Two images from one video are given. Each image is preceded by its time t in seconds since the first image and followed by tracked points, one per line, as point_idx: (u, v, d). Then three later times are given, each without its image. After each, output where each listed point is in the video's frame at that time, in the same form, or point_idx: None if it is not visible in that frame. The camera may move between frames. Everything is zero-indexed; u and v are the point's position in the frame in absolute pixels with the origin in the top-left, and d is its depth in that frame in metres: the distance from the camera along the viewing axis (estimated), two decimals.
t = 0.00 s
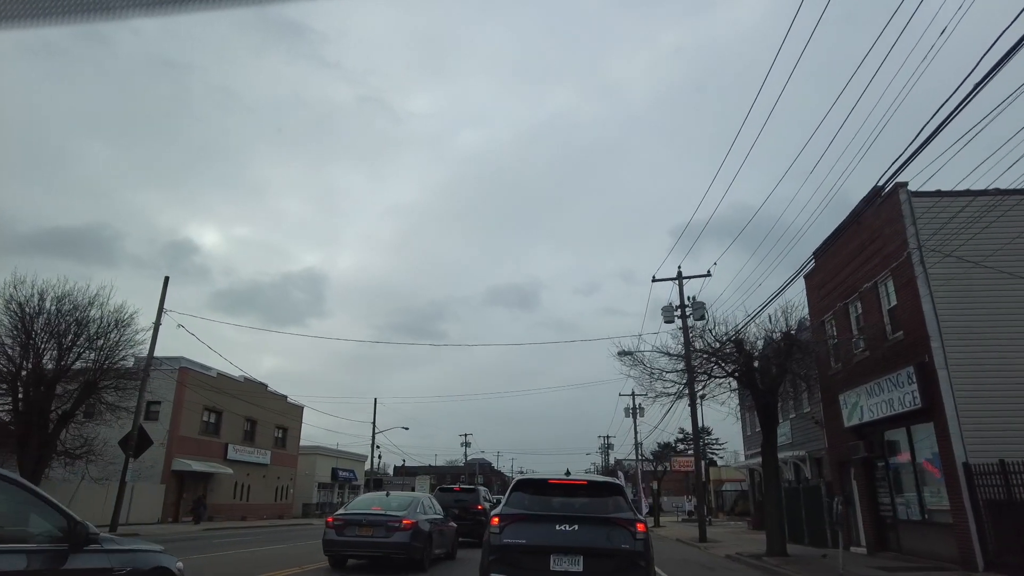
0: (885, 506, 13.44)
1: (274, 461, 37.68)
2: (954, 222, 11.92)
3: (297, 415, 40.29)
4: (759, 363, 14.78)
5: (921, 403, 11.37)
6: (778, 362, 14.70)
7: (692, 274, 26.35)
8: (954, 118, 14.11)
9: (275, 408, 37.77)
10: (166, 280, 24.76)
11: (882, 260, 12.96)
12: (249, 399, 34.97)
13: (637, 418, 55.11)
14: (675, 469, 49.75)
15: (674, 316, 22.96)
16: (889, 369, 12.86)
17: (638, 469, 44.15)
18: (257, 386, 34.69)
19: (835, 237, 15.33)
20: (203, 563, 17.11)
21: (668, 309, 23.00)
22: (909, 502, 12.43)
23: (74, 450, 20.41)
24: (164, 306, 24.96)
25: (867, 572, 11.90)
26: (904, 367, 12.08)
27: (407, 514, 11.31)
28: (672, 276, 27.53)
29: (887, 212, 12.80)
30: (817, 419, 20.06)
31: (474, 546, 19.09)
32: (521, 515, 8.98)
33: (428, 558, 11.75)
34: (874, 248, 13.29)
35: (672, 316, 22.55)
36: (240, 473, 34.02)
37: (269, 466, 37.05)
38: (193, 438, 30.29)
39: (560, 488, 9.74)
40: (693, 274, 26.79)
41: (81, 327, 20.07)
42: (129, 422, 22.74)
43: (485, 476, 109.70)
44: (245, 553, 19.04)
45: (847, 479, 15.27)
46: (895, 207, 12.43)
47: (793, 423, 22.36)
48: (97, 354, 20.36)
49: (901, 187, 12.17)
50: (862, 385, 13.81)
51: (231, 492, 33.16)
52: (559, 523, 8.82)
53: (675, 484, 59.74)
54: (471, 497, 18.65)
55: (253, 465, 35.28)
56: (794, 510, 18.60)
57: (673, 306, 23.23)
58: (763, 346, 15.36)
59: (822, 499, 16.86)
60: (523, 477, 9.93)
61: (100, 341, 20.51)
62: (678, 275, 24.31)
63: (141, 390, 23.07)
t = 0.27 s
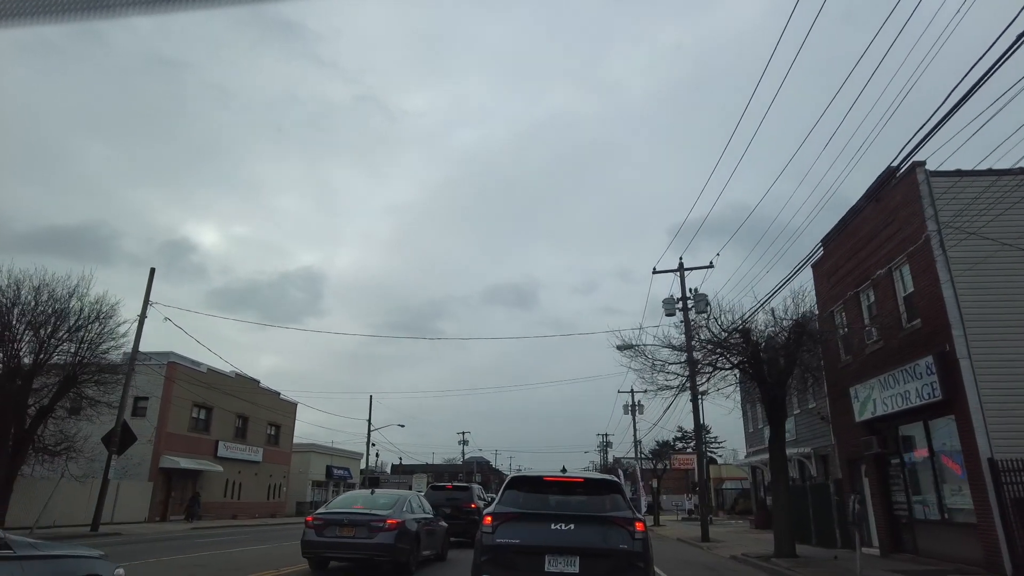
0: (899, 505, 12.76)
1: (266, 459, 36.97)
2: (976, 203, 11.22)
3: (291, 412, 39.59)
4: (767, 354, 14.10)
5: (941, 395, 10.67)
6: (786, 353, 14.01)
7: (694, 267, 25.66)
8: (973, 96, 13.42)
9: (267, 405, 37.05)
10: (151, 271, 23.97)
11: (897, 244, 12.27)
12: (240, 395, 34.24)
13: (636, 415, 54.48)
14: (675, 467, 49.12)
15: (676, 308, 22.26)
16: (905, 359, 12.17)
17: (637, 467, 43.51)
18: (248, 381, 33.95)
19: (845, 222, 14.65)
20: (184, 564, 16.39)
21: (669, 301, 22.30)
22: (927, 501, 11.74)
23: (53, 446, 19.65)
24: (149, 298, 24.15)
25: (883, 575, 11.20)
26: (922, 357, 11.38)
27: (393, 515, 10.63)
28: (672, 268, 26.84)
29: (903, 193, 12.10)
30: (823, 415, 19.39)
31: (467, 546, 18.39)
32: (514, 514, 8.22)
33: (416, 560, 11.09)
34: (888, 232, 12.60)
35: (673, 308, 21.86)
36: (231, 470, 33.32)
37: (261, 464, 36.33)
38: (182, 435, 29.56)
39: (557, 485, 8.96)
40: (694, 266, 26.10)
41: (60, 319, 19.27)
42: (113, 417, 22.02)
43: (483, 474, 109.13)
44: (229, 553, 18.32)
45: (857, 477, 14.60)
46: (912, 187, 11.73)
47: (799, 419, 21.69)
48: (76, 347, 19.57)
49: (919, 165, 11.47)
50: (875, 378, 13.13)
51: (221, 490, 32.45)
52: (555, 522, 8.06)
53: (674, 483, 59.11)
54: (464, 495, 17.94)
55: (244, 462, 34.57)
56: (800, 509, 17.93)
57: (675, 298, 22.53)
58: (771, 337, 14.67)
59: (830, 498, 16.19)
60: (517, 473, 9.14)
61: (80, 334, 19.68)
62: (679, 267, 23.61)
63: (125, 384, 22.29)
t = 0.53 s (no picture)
0: (916, 504, 12.11)
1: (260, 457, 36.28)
2: (1001, 183, 10.56)
3: (285, 409, 38.93)
4: (776, 346, 13.44)
5: (966, 387, 9.99)
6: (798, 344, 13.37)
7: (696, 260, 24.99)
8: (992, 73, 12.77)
9: (260, 402, 36.36)
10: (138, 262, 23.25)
11: (915, 228, 11.61)
12: (232, 391, 33.56)
13: (635, 413, 53.89)
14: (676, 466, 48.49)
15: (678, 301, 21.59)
16: (923, 350, 11.50)
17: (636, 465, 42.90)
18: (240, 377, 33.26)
19: (858, 207, 13.97)
20: (167, 565, 15.71)
21: (671, 294, 21.63)
22: (948, 500, 11.07)
23: (34, 442, 18.97)
24: (136, 291, 23.43)
25: None
26: (943, 347, 10.72)
27: (380, 514, 10.01)
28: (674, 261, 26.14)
29: (922, 173, 11.43)
30: (831, 411, 18.74)
31: (462, 547, 17.73)
32: (511, 513, 7.50)
33: (405, 561, 10.46)
34: (906, 215, 11.93)
35: (676, 301, 21.20)
36: (223, 468, 32.64)
37: (254, 462, 35.64)
38: (172, 432, 28.87)
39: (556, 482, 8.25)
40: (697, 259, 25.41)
41: (39, 311, 18.56)
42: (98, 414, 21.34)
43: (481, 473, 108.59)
44: (215, 553, 17.64)
45: (871, 475, 13.92)
46: (932, 167, 11.07)
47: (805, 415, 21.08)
48: (57, 339, 18.87)
49: (940, 143, 10.81)
50: (890, 370, 12.47)
51: (213, 488, 31.77)
52: (555, 522, 7.35)
53: (674, 481, 58.55)
54: (459, 493, 17.27)
55: (237, 460, 33.89)
56: (808, 508, 17.28)
57: (677, 291, 21.85)
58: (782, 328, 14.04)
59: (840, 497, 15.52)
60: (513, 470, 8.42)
61: (61, 327, 18.98)
62: (682, 259, 22.95)
63: (110, 379, 21.59)
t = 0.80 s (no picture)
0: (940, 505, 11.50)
1: (256, 454, 35.66)
2: None
3: (282, 406, 38.34)
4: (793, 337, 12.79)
5: (1000, 377, 9.39)
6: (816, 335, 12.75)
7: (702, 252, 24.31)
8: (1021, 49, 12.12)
9: (256, 398, 35.72)
10: (129, 254, 22.59)
11: (941, 213, 10.97)
12: (227, 388, 32.93)
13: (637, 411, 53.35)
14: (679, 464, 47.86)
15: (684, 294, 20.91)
16: (949, 341, 10.86)
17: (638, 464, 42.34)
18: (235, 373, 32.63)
19: (875, 192, 13.34)
20: (152, 565, 15.07)
21: (677, 287, 20.95)
22: (977, 501, 10.43)
23: (19, 438, 18.34)
24: (127, 283, 22.78)
25: None
26: (973, 337, 10.08)
27: (370, 513, 9.46)
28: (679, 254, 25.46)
29: (949, 153, 10.79)
30: (842, 407, 18.10)
31: (461, 548, 17.08)
32: (516, 512, 6.82)
33: (399, 562, 9.91)
34: (930, 198, 11.29)
35: (682, 294, 20.53)
36: (217, 466, 32.01)
37: (250, 460, 35.02)
38: (165, 429, 28.23)
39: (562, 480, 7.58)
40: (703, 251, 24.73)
41: (24, 302, 17.91)
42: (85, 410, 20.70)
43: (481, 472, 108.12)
44: (205, 553, 17.00)
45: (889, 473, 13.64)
46: (960, 146, 10.42)
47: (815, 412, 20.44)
48: (43, 332, 18.24)
49: (969, 119, 10.16)
50: (912, 362, 11.85)
51: (208, 486, 31.17)
52: (564, 523, 6.69)
53: (676, 481, 58.03)
54: (458, 492, 16.62)
55: (232, 458, 33.26)
56: (821, 508, 16.68)
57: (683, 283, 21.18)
58: (799, 318, 13.45)
59: (853, 495, 15.07)
60: (517, 468, 7.72)
61: (45, 319, 18.33)
62: (688, 250, 22.28)
63: (99, 373, 20.95)
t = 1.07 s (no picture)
0: (964, 507, 11.46)
1: (254, 453, 35.18)
2: None
3: (281, 404, 37.92)
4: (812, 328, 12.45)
5: None
6: (833, 328, 12.30)
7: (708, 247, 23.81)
8: None
9: (254, 397, 35.23)
10: (122, 249, 22.09)
11: (966, 199, 10.71)
12: (225, 386, 32.51)
13: (640, 410, 52.90)
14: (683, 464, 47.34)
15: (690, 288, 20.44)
16: (974, 335, 10.64)
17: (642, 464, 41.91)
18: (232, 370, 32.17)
19: (892, 182, 13.08)
20: (141, 567, 14.57)
21: (684, 281, 20.48)
22: (1006, 506, 10.34)
23: (7, 437, 17.86)
24: (120, 278, 22.23)
25: None
26: (1002, 331, 9.85)
27: (364, 513, 8.98)
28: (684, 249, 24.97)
29: (976, 134, 10.54)
30: (853, 405, 17.59)
31: (462, 550, 16.58)
32: (523, 514, 6.29)
33: (396, 564, 9.45)
34: (954, 185, 11.05)
35: (689, 289, 20.02)
36: (215, 465, 31.59)
37: (249, 459, 34.54)
38: (160, 428, 27.76)
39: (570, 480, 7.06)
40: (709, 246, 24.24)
41: (11, 297, 17.41)
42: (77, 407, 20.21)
43: (482, 473, 107.70)
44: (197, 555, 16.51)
45: (907, 474, 13.56)
46: (988, 129, 10.20)
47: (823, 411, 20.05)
48: (32, 328, 17.77)
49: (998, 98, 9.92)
50: (934, 356, 11.62)
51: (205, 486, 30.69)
52: (572, 527, 6.17)
53: (679, 480, 57.57)
54: (458, 492, 16.11)
55: (230, 457, 32.77)
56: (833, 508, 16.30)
57: (688, 278, 20.71)
58: (814, 311, 12.92)
59: (869, 498, 14.91)
60: (523, 467, 7.19)
61: (33, 314, 17.81)
62: (694, 245, 21.79)
63: (91, 371, 20.46)
